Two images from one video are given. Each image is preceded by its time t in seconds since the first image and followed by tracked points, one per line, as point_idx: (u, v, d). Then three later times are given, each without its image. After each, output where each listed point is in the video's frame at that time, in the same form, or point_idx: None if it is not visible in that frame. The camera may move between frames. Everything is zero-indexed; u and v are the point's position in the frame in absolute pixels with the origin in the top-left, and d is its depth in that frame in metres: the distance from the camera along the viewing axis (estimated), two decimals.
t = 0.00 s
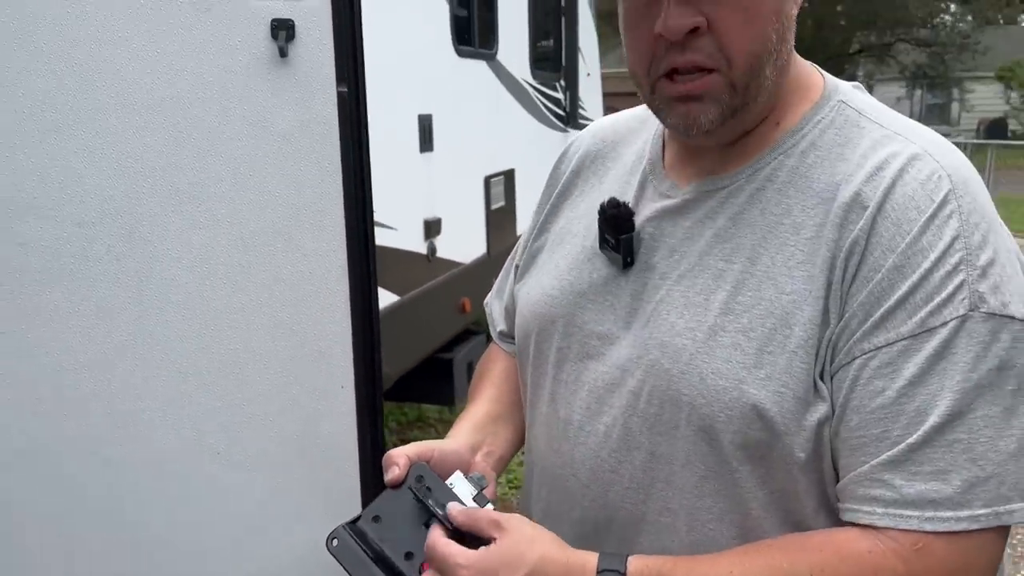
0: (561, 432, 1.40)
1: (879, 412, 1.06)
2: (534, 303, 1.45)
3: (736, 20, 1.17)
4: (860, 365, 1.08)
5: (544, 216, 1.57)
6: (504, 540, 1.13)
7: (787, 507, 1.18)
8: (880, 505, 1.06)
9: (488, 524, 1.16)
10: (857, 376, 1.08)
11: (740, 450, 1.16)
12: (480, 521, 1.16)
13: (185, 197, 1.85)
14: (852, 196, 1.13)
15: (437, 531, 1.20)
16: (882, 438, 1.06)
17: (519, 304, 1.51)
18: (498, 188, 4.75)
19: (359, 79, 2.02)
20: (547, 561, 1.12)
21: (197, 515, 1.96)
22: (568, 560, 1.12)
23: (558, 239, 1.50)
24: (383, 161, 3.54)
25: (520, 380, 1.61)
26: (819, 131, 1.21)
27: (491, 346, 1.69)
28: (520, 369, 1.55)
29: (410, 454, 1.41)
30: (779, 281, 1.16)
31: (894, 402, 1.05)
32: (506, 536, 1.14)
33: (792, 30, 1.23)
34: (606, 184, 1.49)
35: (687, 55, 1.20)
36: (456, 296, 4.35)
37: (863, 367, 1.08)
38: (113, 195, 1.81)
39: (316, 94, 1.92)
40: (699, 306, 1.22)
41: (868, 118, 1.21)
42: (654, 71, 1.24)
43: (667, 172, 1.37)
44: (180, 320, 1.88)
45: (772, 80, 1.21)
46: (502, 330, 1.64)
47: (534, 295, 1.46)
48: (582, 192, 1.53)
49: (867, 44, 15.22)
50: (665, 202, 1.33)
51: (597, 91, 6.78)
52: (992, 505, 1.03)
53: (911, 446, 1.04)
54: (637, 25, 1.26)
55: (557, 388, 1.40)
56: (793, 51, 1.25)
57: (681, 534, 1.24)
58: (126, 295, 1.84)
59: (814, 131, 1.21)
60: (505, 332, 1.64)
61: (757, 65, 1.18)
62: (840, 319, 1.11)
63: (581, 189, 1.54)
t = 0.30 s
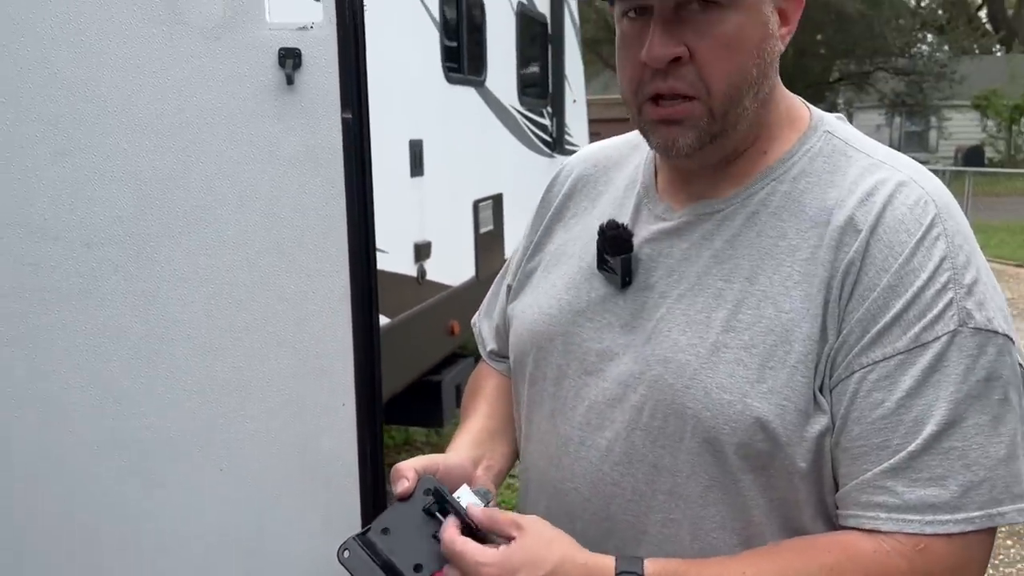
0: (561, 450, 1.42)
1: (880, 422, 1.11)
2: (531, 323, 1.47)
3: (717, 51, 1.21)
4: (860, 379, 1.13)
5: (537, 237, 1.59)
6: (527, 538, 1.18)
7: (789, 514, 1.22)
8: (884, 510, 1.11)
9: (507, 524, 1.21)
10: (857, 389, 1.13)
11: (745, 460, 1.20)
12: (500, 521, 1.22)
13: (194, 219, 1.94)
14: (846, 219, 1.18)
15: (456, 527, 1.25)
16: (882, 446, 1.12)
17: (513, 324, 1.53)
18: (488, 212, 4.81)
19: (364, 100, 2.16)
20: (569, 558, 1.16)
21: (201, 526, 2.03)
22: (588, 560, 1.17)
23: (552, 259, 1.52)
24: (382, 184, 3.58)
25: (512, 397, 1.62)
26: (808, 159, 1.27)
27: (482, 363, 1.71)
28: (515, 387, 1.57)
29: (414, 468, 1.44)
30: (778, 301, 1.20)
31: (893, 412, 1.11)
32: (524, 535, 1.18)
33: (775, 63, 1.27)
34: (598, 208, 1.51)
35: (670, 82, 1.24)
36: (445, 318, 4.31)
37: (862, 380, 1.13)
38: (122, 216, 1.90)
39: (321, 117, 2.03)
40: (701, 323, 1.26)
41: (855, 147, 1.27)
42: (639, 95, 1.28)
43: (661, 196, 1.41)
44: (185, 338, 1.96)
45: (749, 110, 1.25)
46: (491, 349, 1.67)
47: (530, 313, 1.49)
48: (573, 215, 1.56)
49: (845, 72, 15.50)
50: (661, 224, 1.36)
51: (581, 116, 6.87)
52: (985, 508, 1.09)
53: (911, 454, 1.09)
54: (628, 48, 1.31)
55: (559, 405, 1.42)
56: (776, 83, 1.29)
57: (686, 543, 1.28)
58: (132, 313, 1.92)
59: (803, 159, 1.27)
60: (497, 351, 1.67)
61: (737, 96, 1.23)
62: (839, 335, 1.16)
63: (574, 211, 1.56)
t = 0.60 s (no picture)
0: (553, 454, 1.47)
1: (869, 424, 1.18)
2: (524, 333, 1.53)
3: (722, 75, 1.29)
4: (848, 383, 1.19)
5: (527, 251, 1.66)
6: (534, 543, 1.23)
7: (778, 514, 1.28)
8: (873, 508, 1.17)
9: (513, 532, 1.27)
10: (846, 393, 1.20)
11: (737, 461, 1.26)
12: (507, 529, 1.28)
13: (196, 229, 2.05)
14: (831, 233, 1.25)
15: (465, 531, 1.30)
16: (871, 447, 1.18)
17: (506, 334, 1.58)
18: (477, 230, 4.88)
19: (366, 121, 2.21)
20: (573, 565, 1.21)
21: (201, 528, 2.12)
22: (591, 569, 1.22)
23: (544, 272, 1.58)
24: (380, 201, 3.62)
25: (505, 407, 1.68)
26: (793, 176, 1.34)
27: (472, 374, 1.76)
28: (506, 395, 1.62)
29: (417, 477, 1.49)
30: (766, 310, 1.27)
31: (881, 414, 1.17)
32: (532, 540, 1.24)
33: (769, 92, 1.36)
34: (588, 223, 1.58)
35: (672, 98, 1.31)
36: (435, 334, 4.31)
37: (850, 385, 1.19)
38: (127, 227, 2.02)
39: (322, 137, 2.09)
40: (694, 331, 1.32)
41: (836, 166, 1.34)
42: (641, 108, 1.35)
43: (649, 211, 1.48)
44: (186, 349, 2.06)
45: (743, 134, 1.32)
46: (483, 359, 1.72)
47: (524, 323, 1.54)
48: (564, 230, 1.62)
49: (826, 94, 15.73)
50: (652, 237, 1.43)
51: (567, 136, 6.96)
52: (967, 503, 1.15)
53: (900, 454, 1.16)
54: (635, 61, 1.37)
55: (552, 412, 1.48)
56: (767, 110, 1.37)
57: (679, 542, 1.34)
58: (134, 323, 2.04)
59: (788, 175, 1.34)
60: (488, 361, 1.72)
61: (733, 117, 1.30)
62: (827, 341, 1.23)
63: (564, 226, 1.62)
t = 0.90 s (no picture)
0: (542, 449, 1.52)
1: (840, 422, 1.23)
2: (516, 332, 1.57)
3: (672, 117, 1.34)
4: (822, 383, 1.25)
5: (521, 253, 1.71)
6: (510, 554, 1.26)
7: (754, 509, 1.33)
8: (843, 503, 1.23)
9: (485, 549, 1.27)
10: (820, 392, 1.25)
11: (716, 457, 1.31)
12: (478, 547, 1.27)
13: (190, 237, 2.09)
14: (811, 240, 1.30)
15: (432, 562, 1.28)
16: (842, 445, 1.23)
17: (499, 333, 1.63)
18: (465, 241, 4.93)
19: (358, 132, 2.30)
20: (551, 568, 1.26)
21: (193, 531, 2.15)
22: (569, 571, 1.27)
23: (537, 274, 1.63)
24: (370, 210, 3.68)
25: (495, 401, 1.73)
26: (776, 186, 1.39)
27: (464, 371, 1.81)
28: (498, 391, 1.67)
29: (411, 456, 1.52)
30: (748, 311, 1.32)
31: (853, 414, 1.22)
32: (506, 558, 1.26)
33: (733, 113, 1.39)
34: (581, 227, 1.63)
35: (626, 142, 1.38)
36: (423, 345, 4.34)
37: (824, 385, 1.24)
38: (122, 240, 2.06)
39: (319, 154, 2.16)
40: (677, 331, 1.37)
41: (818, 178, 1.39)
42: (607, 148, 1.42)
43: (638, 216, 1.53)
44: (180, 355, 2.10)
45: (703, 161, 1.38)
46: (474, 360, 1.77)
47: (517, 322, 1.59)
48: (557, 234, 1.67)
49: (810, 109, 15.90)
50: (639, 242, 1.48)
51: (553, 149, 7.02)
52: (932, 502, 1.20)
53: (868, 452, 1.21)
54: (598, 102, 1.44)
55: (541, 409, 1.53)
56: (734, 128, 1.41)
57: (659, 535, 1.39)
58: (129, 329, 2.08)
59: (773, 185, 1.39)
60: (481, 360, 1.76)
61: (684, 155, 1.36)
62: (803, 343, 1.28)
63: (557, 230, 1.68)
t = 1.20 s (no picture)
0: (526, 451, 1.56)
1: (808, 426, 1.27)
2: (504, 338, 1.62)
3: (632, 142, 1.39)
4: (791, 388, 1.29)
5: (511, 262, 1.75)
6: (500, 538, 1.31)
7: (726, 511, 1.37)
8: (811, 505, 1.27)
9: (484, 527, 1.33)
10: (788, 398, 1.29)
11: (691, 459, 1.35)
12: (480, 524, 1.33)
13: (181, 246, 2.12)
14: (780, 250, 1.35)
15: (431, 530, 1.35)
16: (810, 448, 1.28)
17: (488, 340, 1.68)
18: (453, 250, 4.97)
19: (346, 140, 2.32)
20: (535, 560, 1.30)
21: (182, 537, 2.17)
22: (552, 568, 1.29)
23: (524, 283, 1.68)
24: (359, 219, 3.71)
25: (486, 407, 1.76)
26: (750, 197, 1.44)
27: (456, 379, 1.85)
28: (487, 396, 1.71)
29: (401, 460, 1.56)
30: (720, 319, 1.36)
31: (821, 418, 1.27)
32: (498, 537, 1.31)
33: (701, 134, 1.42)
34: (566, 237, 1.67)
35: (598, 164, 1.43)
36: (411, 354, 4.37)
37: (793, 391, 1.29)
38: (115, 248, 2.10)
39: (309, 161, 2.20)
40: (653, 337, 1.42)
41: (791, 189, 1.44)
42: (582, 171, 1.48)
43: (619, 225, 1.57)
44: (171, 363, 2.13)
45: (671, 181, 1.42)
46: (469, 364, 1.80)
47: (504, 330, 1.63)
48: (544, 244, 1.71)
49: (797, 120, 16.04)
50: (619, 253, 1.52)
51: (541, 159, 7.07)
52: (899, 503, 1.25)
53: (836, 455, 1.26)
54: (573, 123, 1.48)
55: (524, 414, 1.57)
56: (705, 148, 1.44)
57: (634, 535, 1.43)
58: (121, 337, 2.11)
59: (747, 197, 1.44)
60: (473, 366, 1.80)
61: (654, 177, 1.41)
62: (772, 350, 1.32)
63: (544, 240, 1.72)
